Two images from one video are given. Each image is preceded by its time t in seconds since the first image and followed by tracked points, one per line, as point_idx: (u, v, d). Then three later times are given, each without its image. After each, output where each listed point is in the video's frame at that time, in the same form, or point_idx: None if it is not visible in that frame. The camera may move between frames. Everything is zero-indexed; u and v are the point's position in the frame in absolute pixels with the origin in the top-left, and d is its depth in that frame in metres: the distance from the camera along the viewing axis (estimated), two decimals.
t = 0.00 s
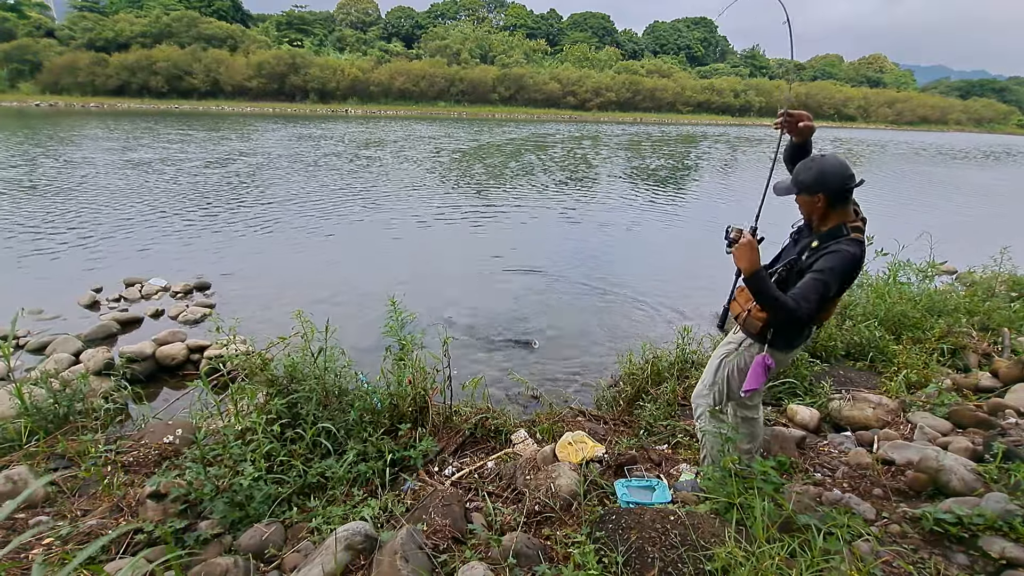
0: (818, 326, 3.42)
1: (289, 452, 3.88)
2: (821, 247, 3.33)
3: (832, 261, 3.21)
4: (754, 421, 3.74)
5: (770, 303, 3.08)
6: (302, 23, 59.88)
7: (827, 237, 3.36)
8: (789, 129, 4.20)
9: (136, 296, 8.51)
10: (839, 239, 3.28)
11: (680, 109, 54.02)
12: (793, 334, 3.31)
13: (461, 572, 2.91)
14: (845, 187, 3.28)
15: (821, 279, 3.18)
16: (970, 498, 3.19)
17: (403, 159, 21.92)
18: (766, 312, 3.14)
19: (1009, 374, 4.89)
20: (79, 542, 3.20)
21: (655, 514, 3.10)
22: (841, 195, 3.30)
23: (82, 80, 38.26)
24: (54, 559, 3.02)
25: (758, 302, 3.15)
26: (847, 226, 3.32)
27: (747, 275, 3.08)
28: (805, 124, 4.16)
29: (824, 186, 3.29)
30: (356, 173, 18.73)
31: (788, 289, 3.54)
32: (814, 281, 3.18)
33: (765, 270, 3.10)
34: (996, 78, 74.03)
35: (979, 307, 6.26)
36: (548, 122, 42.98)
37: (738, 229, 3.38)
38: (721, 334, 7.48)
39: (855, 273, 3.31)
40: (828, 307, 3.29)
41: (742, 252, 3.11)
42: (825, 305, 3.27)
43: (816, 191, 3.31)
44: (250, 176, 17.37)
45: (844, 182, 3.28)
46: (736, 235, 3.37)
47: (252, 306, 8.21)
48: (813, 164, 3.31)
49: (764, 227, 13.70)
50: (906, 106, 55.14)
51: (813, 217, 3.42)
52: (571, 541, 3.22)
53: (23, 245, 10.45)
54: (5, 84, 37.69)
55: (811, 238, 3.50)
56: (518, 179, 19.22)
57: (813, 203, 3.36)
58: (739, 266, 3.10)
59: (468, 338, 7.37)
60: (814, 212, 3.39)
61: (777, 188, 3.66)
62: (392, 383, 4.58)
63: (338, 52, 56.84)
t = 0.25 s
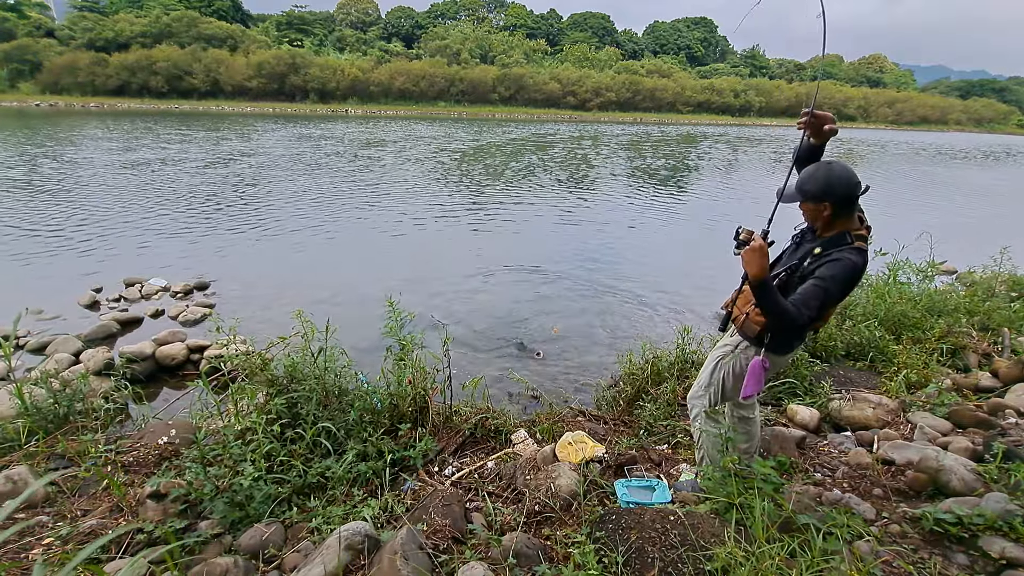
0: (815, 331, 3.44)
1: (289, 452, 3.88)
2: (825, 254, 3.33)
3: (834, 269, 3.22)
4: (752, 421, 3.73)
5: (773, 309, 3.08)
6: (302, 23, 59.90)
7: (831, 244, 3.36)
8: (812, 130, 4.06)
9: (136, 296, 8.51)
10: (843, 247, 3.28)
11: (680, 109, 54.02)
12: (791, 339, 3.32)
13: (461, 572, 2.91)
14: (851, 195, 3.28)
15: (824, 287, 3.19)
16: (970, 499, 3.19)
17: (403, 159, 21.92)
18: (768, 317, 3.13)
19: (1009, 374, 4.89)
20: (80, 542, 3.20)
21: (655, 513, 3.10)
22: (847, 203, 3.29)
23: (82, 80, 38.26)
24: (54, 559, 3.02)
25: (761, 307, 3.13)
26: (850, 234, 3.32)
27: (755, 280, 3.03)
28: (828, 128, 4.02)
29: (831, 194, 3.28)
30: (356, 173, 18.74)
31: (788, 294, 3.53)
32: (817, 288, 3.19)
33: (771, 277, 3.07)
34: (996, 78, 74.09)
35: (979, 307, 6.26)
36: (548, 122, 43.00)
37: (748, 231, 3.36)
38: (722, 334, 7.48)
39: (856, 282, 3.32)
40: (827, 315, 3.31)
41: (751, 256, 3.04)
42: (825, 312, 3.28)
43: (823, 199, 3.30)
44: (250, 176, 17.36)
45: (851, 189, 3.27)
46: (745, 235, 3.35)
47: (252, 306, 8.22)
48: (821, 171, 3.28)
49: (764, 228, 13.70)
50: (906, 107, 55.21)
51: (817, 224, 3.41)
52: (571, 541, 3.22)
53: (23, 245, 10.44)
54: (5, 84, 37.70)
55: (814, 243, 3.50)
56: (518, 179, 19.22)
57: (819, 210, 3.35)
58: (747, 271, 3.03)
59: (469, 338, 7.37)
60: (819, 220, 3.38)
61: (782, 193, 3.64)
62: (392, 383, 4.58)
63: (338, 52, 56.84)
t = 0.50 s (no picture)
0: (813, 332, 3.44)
1: (289, 452, 3.88)
2: (825, 254, 3.33)
3: (834, 268, 3.22)
4: (751, 422, 3.74)
5: (774, 308, 3.08)
6: (302, 23, 59.91)
7: (832, 244, 3.36)
8: (830, 128, 3.98)
9: (136, 296, 8.51)
10: (844, 247, 3.29)
11: (680, 109, 54.01)
12: (789, 338, 3.32)
13: (461, 572, 2.91)
14: (853, 196, 3.28)
15: (824, 286, 3.19)
16: (971, 498, 3.19)
17: (403, 159, 21.91)
18: (769, 315, 3.12)
19: (1009, 374, 4.90)
20: (80, 542, 3.20)
21: (655, 514, 3.10)
22: (848, 203, 3.29)
23: (82, 80, 38.26)
24: (54, 559, 3.02)
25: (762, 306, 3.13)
26: (851, 234, 3.33)
27: (758, 278, 3.03)
28: (845, 128, 3.92)
29: (832, 195, 3.28)
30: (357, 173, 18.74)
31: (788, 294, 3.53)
32: (817, 287, 3.20)
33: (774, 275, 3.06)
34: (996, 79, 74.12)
35: (979, 307, 6.26)
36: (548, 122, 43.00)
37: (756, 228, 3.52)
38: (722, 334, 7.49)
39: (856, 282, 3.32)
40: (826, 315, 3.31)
41: (756, 253, 3.03)
42: (824, 312, 3.28)
43: (825, 199, 3.30)
44: (250, 176, 17.37)
45: (853, 190, 3.27)
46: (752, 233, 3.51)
47: (252, 306, 8.22)
48: (824, 171, 3.28)
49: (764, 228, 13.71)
50: (906, 107, 55.20)
51: (817, 224, 3.41)
52: (571, 541, 3.22)
53: (23, 245, 10.43)
54: (5, 84, 37.69)
55: (813, 244, 3.50)
56: (518, 179, 19.21)
57: (820, 210, 3.35)
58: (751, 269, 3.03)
59: (469, 338, 7.37)
60: (820, 220, 3.38)
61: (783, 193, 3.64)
62: (392, 383, 4.58)
63: (338, 52, 56.83)
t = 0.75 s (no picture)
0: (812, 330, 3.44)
1: (289, 452, 3.89)
2: (822, 251, 3.33)
3: (831, 265, 3.23)
4: (752, 422, 3.75)
5: (772, 307, 3.08)
6: (302, 23, 59.93)
7: (829, 241, 3.36)
8: (836, 124, 3.98)
9: (136, 296, 8.51)
10: (840, 244, 3.29)
11: (680, 109, 54.00)
12: (789, 336, 3.32)
13: (461, 572, 2.91)
14: (848, 192, 3.28)
15: (822, 283, 3.20)
16: (971, 498, 3.19)
17: (403, 159, 21.91)
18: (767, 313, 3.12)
19: (1009, 374, 4.89)
20: (80, 542, 3.20)
21: (655, 513, 3.10)
22: (844, 199, 3.30)
23: (82, 80, 38.26)
24: (54, 559, 3.02)
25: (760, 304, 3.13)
26: (847, 231, 3.33)
27: (756, 276, 3.03)
28: (849, 125, 3.92)
29: (829, 192, 3.28)
30: (356, 173, 18.74)
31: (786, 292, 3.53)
32: (815, 284, 3.20)
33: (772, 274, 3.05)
34: (996, 79, 74.06)
35: (979, 307, 6.26)
36: (548, 122, 43.01)
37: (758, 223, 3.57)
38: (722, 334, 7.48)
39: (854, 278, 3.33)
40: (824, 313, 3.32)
41: (754, 251, 3.02)
42: (822, 308, 3.29)
43: (821, 197, 3.30)
44: (250, 176, 17.36)
45: (848, 187, 3.28)
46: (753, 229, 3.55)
47: (252, 306, 8.22)
48: (818, 168, 3.28)
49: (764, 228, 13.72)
50: (906, 107, 55.23)
51: (813, 221, 3.41)
52: (571, 541, 3.22)
53: (23, 245, 10.44)
54: (5, 84, 37.70)
55: (811, 241, 3.49)
56: (518, 178, 19.21)
57: (816, 208, 3.35)
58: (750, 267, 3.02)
59: (468, 338, 7.37)
60: (816, 217, 3.38)
61: (778, 191, 3.64)
62: (392, 383, 4.58)
63: (338, 52, 56.81)
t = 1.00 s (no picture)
0: (811, 328, 3.44)
1: (289, 452, 3.89)
2: (821, 248, 3.33)
3: (829, 262, 3.23)
4: (753, 422, 3.75)
5: (769, 304, 3.08)
6: (302, 24, 59.95)
7: (827, 239, 3.36)
8: (840, 122, 4.00)
9: (136, 296, 8.51)
10: (838, 242, 3.29)
11: (680, 109, 54.00)
12: (788, 334, 3.32)
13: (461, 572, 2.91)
14: (846, 190, 3.28)
15: (820, 281, 3.20)
16: (971, 499, 3.19)
17: (403, 159, 21.91)
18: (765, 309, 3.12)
19: (1009, 374, 4.89)
20: (80, 542, 3.20)
21: (655, 513, 3.10)
22: (842, 197, 3.30)
23: (82, 80, 38.25)
24: (54, 559, 3.02)
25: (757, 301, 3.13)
26: (846, 229, 3.33)
27: (752, 272, 3.03)
28: (855, 124, 3.91)
29: (827, 190, 3.28)
30: (356, 173, 18.74)
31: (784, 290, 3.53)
32: (812, 281, 3.20)
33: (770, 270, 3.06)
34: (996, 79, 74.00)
35: (979, 307, 6.26)
36: (548, 122, 43.01)
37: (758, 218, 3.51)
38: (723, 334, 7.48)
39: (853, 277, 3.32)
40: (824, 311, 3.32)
41: (752, 247, 3.03)
42: (821, 306, 3.28)
43: (819, 195, 3.30)
44: (251, 176, 17.37)
45: (846, 185, 3.28)
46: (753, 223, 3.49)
47: (252, 306, 8.22)
48: (816, 166, 3.29)
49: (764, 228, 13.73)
50: (906, 106, 55.23)
51: (812, 220, 3.41)
52: (571, 541, 3.22)
53: (24, 245, 10.44)
54: (5, 84, 37.70)
55: (810, 239, 3.50)
56: (518, 178, 19.22)
57: (814, 206, 3.35)
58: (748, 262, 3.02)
59: (468, 338, 7.37)
60: (814, 215, 3.38)
61: (777, 190, 3.64)
62: (392, 383, 4.58)
63: (338, 52, 56.81)
